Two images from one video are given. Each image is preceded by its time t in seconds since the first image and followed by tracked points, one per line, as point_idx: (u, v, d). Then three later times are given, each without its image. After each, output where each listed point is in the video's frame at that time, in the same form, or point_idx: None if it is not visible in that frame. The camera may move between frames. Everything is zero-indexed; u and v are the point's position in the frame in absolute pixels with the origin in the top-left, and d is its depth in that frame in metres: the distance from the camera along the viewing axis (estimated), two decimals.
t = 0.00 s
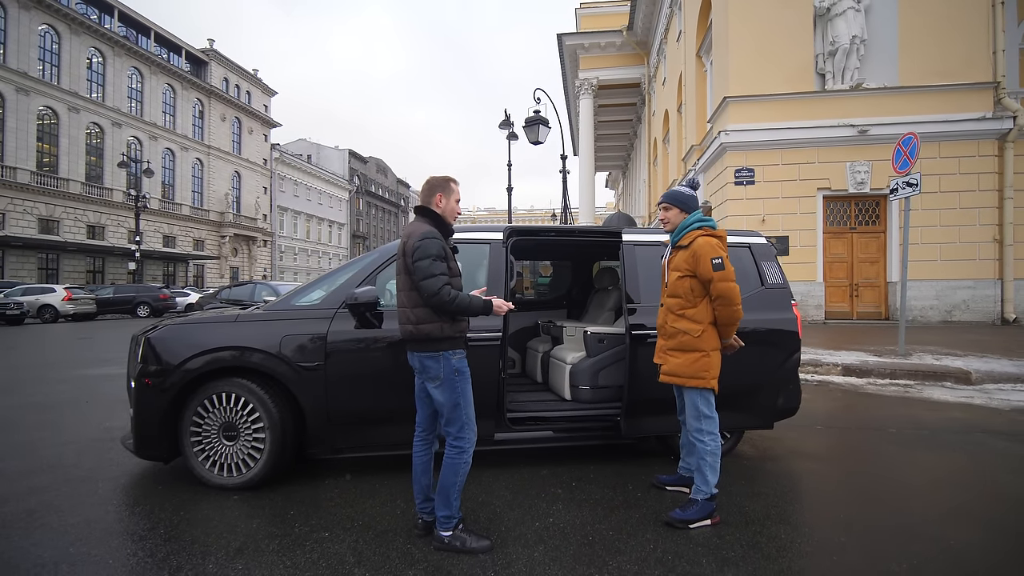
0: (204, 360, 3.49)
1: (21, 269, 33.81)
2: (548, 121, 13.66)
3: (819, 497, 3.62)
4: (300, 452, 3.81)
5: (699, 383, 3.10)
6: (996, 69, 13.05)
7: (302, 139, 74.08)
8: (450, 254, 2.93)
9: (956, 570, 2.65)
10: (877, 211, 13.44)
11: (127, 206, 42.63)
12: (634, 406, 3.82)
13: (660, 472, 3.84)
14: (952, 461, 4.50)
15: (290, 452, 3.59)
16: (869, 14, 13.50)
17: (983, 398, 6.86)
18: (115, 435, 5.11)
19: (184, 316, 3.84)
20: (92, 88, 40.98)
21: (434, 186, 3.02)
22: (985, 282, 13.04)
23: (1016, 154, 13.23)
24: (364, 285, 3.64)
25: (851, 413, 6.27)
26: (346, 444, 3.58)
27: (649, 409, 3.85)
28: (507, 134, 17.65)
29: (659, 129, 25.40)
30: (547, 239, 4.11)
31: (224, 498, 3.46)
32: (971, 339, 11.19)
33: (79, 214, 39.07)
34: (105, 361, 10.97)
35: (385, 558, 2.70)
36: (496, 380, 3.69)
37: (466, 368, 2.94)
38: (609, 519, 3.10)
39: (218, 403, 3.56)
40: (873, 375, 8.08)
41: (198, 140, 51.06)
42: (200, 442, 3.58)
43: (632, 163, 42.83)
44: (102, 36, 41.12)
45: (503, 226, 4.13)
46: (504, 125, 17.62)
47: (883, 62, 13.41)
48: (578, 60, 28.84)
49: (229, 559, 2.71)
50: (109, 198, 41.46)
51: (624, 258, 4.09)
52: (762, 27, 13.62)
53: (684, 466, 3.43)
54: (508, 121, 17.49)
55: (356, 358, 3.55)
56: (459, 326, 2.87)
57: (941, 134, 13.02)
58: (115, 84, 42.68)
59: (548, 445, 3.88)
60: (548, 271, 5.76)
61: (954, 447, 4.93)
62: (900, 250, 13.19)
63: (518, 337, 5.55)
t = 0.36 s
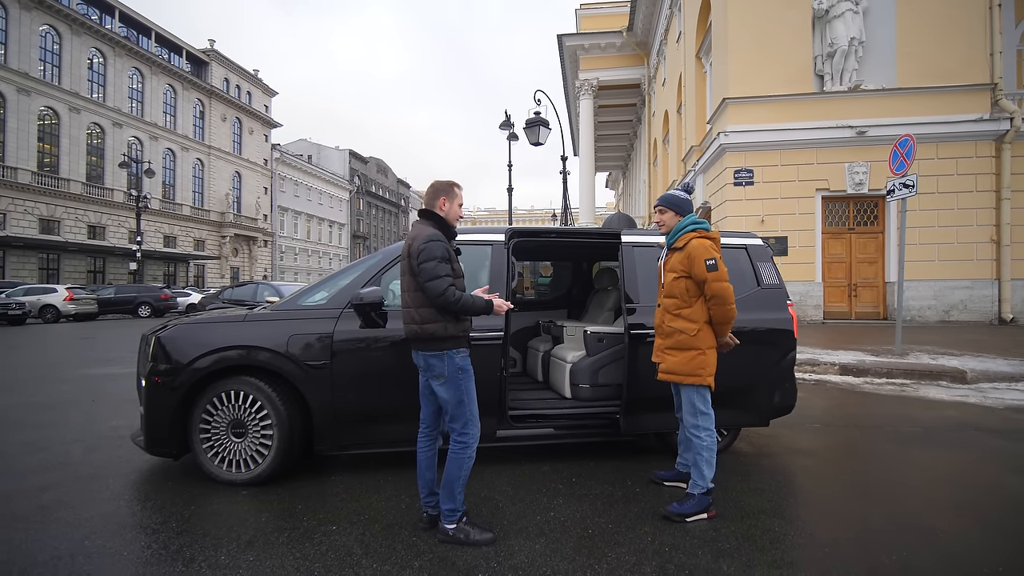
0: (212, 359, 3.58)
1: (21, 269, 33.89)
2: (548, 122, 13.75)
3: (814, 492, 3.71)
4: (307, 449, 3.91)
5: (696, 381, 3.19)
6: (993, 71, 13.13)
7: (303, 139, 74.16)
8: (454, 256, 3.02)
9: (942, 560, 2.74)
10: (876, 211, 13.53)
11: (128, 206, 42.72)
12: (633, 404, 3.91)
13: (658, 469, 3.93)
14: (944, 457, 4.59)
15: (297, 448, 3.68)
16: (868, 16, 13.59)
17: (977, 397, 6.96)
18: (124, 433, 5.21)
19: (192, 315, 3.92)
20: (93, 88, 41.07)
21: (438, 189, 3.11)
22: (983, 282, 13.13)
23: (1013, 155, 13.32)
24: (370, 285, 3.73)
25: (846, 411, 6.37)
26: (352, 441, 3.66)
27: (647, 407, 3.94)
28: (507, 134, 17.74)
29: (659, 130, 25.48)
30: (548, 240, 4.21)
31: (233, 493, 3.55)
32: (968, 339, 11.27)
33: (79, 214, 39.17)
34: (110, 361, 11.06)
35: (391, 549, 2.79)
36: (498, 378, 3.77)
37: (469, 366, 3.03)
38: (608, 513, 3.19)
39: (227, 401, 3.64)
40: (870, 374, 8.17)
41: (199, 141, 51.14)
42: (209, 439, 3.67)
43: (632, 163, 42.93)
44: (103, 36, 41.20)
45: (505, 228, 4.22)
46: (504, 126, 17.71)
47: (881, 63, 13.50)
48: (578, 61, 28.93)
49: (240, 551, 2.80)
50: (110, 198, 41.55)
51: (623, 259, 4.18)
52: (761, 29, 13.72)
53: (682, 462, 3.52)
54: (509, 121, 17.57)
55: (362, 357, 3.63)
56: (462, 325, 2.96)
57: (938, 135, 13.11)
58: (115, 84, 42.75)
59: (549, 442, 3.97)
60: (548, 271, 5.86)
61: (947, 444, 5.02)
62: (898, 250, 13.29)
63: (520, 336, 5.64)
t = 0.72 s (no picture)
0: (221, 360, 3.65)
1: (21, 269, 33.92)
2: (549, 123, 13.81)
3: (812, 490, 3.78)
4: (315, 447, 3.98)
5: (696, 380, 3.26)
6: (991, 72, 13.19)
7: (302, 139, 74.15)
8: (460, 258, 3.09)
9: (938, 557, 2.82)
10: (874, 212, 13.61)
11: (127, 206, 42.74)
12: (636, 403, 3.98)
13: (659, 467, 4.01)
14: (940, 455, 4.67)
15: (305, 447, 3.75)
16: (866, 17, 13.67)
17: (974, 396, 7.03)
18: (133, 432, 5.27)
19: (201, 316, 3.99)
20: (93, 88, 41.08)
21: (445, 193, 3.18)
22: (980, 282, 13.20)
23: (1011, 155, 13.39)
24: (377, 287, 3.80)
25: (845, 410, 6.44)
26: (360, 440, 3.73)
27: (649, 406, 4.02)
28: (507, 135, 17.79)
29: (659, 130, 25.55)
30: (551, 242, 4.27)
31: (243, 491, 3.62)
32: (966, 339, 11.35)
33: (79, 214, 39.19)
34: (114, 361, 11.12)
35: (400, 545, 2.87)
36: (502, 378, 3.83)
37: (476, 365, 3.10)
38: (611, 510, 3.27)
39: (237, 400, 3.72)
40: (868, 373, 8.25)
41: (198, 140, 51.16)
42: (219, 437, 3.74)
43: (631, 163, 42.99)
44: (102, 36, 41.20)
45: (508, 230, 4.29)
46: (504, 126, 17.77)
47: (879, 64, 13.59)
48: (577, 61, 28.98)
49: (253, 547, 2.87)
50: (110, 198, 41.57)
51: (625, 262, 4.26)
52: (760, 30, 13.80)
53: (682, 460, 3.59)
54: (508, 121, 17.63)
55: (369, 356, 3.70)
56: (470, 326, 3.04)
57: (936, 136, 13.19)
58: (115, 84, 42.78)
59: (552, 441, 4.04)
60: (549, 271, 5.93)
61: (943, 443, 5.10)
62: (896, 250, 13.37)
63: (522, 336, 5.71)
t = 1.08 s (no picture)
0: (226, 360, 3.69)
1: (21, 269, 33.94)
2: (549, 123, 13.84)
3: (812, 489, 3.82)
4: (319, 447, 4.02)
5: (697, 380, 3.30)
6: (990, 72, 13.24)
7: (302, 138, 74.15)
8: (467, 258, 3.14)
9: (936, 555, 2.86)
10: (873, 212, 13.65)
11: (127, 205, 42.75)
12: (637, 403, 4.02)
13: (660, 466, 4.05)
14: (938, 455, 4.71)
15: (310, 446, 3.79)
16: (865, 18, 13.71)
17: (972, 396, 7.08)
18: (137, 432, 5.30)
19: (207, 316, 4.02)
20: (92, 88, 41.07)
21: (449, 195, 3.21)
22: (979, 282, 13.25)
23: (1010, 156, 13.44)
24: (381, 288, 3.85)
25: (844, 410, 6.49)
26: (364, 439, 3.77)
27: (650, 406, 4.06)
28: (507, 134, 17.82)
29: (658, 130, 25.60)
30: (553, 243, 4.32)
31: (249, 490, 3.65)
32: (965, 339, 11.38)
33: (79, 213, 39.20)
34: (114, 361, 11.13)
35: (405, 543, 2.91)
36: (504, 378, 3.87)
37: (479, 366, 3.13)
38: (613, 508, 3.31)
39: (242, 400, 3.75)
40: (867, 373, 8.29)
41: (198, 140, 51.16)
42: (224, 436, 3.78)
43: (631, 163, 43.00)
44: (102, 35, 41.20)
45: (510, 232, 4.33)
46: (504, 126, 17.80)
47: (878, 65, 13.64)
48: (577, 61, 29.04)
49: (261, 545, 2.91)
50: (109, 198, 41.58)
51: (626, 263, 4.30)
52: (759, 30, 13.84)
53: (683, 459, 3.63)
54: (508, 121, 17.66)
55: (373, 357, 3.74)
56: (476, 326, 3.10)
57: (935, 136, 13.24)
58: (115, 83, 42.79)
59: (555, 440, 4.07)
60: (549, 272, 5.96)
61: (942, 442, 5.14)
62: (895, 250, 13.41)
63: (523, 337, 5.75)
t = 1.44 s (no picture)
0: (225, 361, 3.70)
1: (21, 268, 33.98)
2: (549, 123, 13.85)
3: (810, 490, 3.83)
4: (319, 447, 4.04)
5: (694, 381, 3.31)
6: (990, 73, 13.24)
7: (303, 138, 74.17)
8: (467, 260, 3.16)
9: (932, 556, 2.87)
10: (873, 212, 13.65)
11: (127, 205, 42.77)
12: (636, 404, 4.04)
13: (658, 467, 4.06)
14: (936, 455, 4.72)
15: (309, 447, 3.81)
16: (865, 18, 13.71)
17: (971, 396, 7.09)
18: (137, 432, 5.32)
19: (207, 317, 4.04)
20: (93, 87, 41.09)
21: (450, 198, 3.23)
22: (979, 282, 13.24)
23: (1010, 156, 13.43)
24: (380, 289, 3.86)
25: (842, 410, 6.50)
26: (363, 441, 3.78)
27: (649, 407, 4.07)
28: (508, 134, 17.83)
29: (659, 129, 25.60)
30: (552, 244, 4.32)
31: (247, 491, 3.67)
32: (966, 339, 11.37)
33: (79, 213, 39.21)
34: (115, 361, 11.15)
35: (404, 544, 2.92)
36: (503, 379, 3.88)
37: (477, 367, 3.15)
38: (610, 509, 3.32)
39: (241, 401, 3.77)
40: (867, 373, 8.30)
41: (199, 140, 51.17)
42: (224, 438, 3.79)
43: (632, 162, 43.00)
44: (103, 35, 41.20)
45: (509, 232, 4.34)
46: (504, 126, 17.80)
47: (879, 65, 13.63)
48: (578, 61, 29.05)
49: (259, 546, 2.93)
50: (109, 197, 41.60)
51: (625, 265, 4.31)
52: (760, 31, 13.85)
53: (681, 460, 3.64)
54: (509, 121, 17.66)
55: (372, 358, 3.76)
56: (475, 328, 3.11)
57: (935, 136, 13.24)
58: (115, 83, 42.79)
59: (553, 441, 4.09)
60: (550, 272, 5.96)
61: (940, 442, 5.15)
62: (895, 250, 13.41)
63: (523, 337, 5.76)
